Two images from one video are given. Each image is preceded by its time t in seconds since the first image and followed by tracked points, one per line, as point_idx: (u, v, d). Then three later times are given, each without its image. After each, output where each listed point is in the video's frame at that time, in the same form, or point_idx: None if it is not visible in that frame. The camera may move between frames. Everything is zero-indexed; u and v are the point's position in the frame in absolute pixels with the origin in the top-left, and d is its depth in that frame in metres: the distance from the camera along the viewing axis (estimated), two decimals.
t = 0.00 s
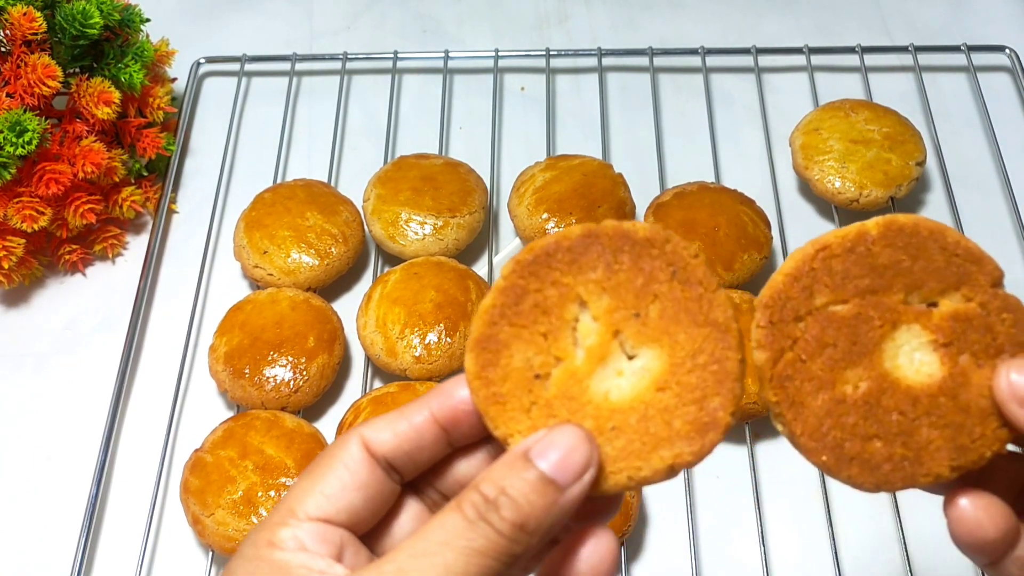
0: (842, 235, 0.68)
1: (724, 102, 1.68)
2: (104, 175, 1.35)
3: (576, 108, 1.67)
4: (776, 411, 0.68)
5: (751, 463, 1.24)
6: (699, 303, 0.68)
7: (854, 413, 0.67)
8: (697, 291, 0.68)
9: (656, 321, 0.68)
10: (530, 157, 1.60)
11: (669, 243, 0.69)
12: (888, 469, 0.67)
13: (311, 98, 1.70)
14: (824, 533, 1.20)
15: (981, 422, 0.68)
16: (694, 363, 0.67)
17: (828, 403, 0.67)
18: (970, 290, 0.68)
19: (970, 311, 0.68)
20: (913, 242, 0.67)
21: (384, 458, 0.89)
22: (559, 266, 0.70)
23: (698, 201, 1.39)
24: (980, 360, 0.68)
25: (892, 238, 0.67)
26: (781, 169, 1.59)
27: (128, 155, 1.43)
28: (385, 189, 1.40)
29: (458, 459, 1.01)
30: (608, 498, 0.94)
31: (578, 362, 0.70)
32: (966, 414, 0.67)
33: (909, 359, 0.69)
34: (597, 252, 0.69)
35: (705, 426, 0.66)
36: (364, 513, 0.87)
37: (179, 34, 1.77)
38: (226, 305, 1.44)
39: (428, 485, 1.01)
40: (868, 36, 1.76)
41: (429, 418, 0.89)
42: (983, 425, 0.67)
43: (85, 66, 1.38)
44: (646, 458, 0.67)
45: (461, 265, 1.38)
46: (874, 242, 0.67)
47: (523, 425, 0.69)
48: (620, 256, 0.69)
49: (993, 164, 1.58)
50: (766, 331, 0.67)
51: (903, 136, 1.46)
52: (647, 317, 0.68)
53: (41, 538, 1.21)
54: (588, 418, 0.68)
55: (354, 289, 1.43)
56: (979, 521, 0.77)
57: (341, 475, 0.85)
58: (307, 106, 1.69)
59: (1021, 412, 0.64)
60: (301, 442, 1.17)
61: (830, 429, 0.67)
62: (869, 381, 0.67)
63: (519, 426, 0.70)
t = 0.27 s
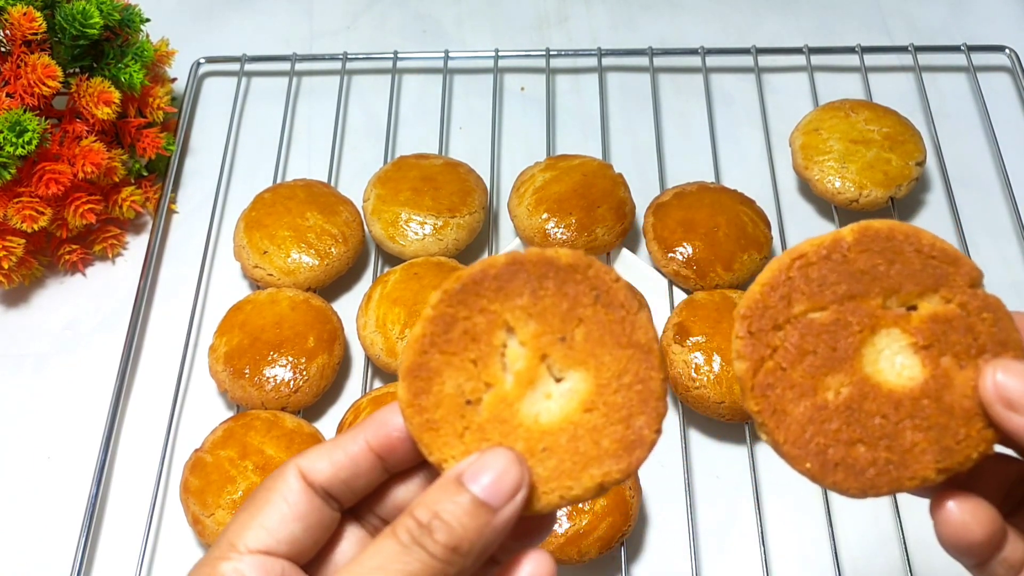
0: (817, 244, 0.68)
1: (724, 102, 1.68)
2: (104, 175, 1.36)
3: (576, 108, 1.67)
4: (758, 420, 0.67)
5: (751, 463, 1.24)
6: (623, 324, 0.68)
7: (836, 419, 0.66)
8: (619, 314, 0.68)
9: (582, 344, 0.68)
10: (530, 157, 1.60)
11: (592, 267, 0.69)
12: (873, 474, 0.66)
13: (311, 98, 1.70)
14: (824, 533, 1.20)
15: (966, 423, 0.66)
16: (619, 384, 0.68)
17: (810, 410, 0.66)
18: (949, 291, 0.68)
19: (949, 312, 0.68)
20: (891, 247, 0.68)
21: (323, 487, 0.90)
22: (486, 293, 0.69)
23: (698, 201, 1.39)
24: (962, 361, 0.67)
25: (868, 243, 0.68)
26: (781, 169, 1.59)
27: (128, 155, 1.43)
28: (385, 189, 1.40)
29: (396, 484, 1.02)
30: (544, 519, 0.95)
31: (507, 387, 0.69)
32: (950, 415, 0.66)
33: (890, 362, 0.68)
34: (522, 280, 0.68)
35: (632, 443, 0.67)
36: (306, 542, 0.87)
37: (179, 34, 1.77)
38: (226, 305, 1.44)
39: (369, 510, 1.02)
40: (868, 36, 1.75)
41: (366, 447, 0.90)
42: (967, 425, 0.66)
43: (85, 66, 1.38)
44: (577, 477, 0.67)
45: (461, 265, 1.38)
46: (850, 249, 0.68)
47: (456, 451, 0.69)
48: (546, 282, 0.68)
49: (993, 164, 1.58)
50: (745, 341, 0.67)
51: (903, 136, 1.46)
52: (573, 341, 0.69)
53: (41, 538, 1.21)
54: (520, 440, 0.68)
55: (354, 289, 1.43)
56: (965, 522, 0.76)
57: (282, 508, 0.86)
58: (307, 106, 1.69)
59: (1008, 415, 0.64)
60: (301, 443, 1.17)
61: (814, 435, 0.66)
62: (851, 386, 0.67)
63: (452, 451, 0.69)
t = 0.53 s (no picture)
0: (761, 275, 0.67)
1: (724, 102, 1.68)
2: (104, 175, 1.35)
3: (576, 108, 1.67)
4: (729, 461, 0.66)
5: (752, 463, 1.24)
6: (597, 339, 0.69)
7: (807, 450, 0.65)
8: (594, 328, 0.69)
9: (556, 359, 0.69)
10: (530, 157, 1.60)
11: (566, 282, 0.69)
12: (851, 501, 0.65)
13: (311, 98, 1.70)
14: (824, 533, 1.20)
15: (935, 436, 0.66)
16: (594, 399, 0.68)
17: (781, 444, 0.65)
18: (896, 306, 0.67)
19: (900, 326, 0.67)
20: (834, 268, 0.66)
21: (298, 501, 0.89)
22: (461, 307, 0.69)
23: (698, 201, 1.39)
24: (920, 374, 0.67)
25: (811, 268, 0.66)
26: (781, 169, 1.59)
27: (128, 155, 1.43)
28: (385, 189, 1.40)
29: (371, 497, 1.03)
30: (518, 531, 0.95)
31: (483, 402, 0.70)
32: (917, 430, 0.66)
33: (850, 384, 0.67)
34: (497, 294, 0.68)
35: (606, 457, 0.68)
36: (283, 558, 0.86)
37: (179, 34, 1.77)
38: (226, 305, 1.44)
39: (344, 522, 1.02)
40: (867, 36, 1.75)
41: (339, 460, 0.90)
42: (935, 438, 0.66)
43: (85, 66, 1.38)
44: (551, 492, 0.68)
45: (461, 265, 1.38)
46: (794, 276, 0.66)
47: (432, 466, 0.70)
48: (521, 297, 0.68)
49: (993, 164, 1.58)
50: (706, 383, 0.66)
51: (903, 136, 1.46)
52: (548, 356, 0.69)
53: (41, 538, 1.21)
54: (496, 455, 0.69)
55: (354, 289, 1.43)
56: (939, 537, 0.75)
57: (257, 525, 0.84)
58: (307, 106, 1.69)
59: (971, 425, 0.64)
60: (301, 443, 1.17)
61: (787, 469, 0.65)
62: (816, 416, 0.66)
63: (428, 467, 0.70)
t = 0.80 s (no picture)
0: (773, 269, 0.67)
1: (724, 102, 1.68)
2: (104, 175, 1.36)
3: (576, 108, 1.67)
4: (742, 449, 0.66)
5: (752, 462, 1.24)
6: (588, 349, 0.69)
7: (820, 438, 0.65)
8: (585, 337, 0.69)
9: (546, 368, 0.69)
10: (530, 157, 1.60)
11: (557, 290, 0.68)
12: (865, 490, 0.65)
13: (311, 98, 1.70)
14: (824, 533, 1.20)
15: (947, 429, 0.66)
16: (582, 407, 0.69)
17: (793, 433, 0.65)
18: (906, 302, 0.67)
19: (910, 323, 0.67)
20: (839, 265, 0.67)
21: (282, 507, 0.89)
22: (450, 315, 0.68)
23: (698, 201, 1.39)
24: (931, 369, 0.67)
25: (821, 264, 0.66)
26: (781, 169, 1.59)
27: (128, 155, 1.43)
28: (385, 189, 1.40)
29: (355, 498, 1.02)
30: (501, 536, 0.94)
31: (470, 409, 0.70)
32: (927, 424, 0.66)
33: (863, 376, 0.67)
34: (486, 302, 0.67)
35: (592, 465, 0.69)
36: (267, 564, 0.86)
37: (180, 35, 1.77)
38: (226, 305, 1.44)
39: (325, 527, 1.02)
40: (868, 36, 1.75)
41: (322, 464, 0.91)
42: (947, 433, 0.66)
43: (85, 66, 1.38)
44: (538, 499, 0.69)
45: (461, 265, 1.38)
46: (805, 271, 0.66)
47: (421, 472, 0.70)
48: (509, 305, 0.68)
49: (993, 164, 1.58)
50: (717, 371, 0.66)
51: (903, 136, 1.46)
52: (538, 364, 0.69)
53: (41, 538, 1.21)
54: (482, 463, 0.69)
55: (354, 289, 1.43)
56: (951, 531, 0.75)
57: (241, 532, 0.85)
58: (307, 106, 1.69)
59: (983, 420, 0.64)
60: (301, 443, 1.17)
61: (800, 459, 0.65)
62: (827, 406, 0.66)
63: (418, 474, 0.70)
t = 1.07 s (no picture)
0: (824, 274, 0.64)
1: (724, 102, 1.68)
2: (104, 175, 1.35)
3: (576, 108, 1.67)
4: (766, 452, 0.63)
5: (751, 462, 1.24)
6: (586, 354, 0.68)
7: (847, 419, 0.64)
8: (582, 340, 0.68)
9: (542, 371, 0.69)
10: (530, 157, 1.60)
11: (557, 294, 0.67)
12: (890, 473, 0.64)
13: (312, 98, 1.70)
14: (824, 533, 1.20)
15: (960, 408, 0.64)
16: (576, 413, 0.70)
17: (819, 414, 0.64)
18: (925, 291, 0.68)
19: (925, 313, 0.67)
20: (773, 254, 0.65)
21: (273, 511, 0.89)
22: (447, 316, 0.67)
23: (698, 201, 1.39)
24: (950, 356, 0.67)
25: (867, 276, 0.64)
26: (781, 169, 1.59)
27: (128, 155, 1.43)
28: (385, 189, 1.40)
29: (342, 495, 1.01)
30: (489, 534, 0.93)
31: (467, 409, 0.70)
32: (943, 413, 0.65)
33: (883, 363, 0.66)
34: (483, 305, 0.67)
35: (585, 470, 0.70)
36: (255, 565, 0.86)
37: (180, 34, 1.77)
38: (226, 305, 1.44)
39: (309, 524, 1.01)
40: (868, 36, 1.76)
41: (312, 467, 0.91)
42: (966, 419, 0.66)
43: (85, 66, 1.38)
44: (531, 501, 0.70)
45: (461, 264, 1.38)
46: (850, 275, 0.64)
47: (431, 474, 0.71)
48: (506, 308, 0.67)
49: (993, 165, 1.58)
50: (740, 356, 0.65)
51: (903, 136, 1.46)
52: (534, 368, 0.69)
53: (41, 538, 1.21)
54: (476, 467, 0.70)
55: (354, 289, 1.43)
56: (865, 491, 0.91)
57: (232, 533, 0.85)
58: (307, 106, 1.69)
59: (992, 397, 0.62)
60: (301, 442, 1.16)
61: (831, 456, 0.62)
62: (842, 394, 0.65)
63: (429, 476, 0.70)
